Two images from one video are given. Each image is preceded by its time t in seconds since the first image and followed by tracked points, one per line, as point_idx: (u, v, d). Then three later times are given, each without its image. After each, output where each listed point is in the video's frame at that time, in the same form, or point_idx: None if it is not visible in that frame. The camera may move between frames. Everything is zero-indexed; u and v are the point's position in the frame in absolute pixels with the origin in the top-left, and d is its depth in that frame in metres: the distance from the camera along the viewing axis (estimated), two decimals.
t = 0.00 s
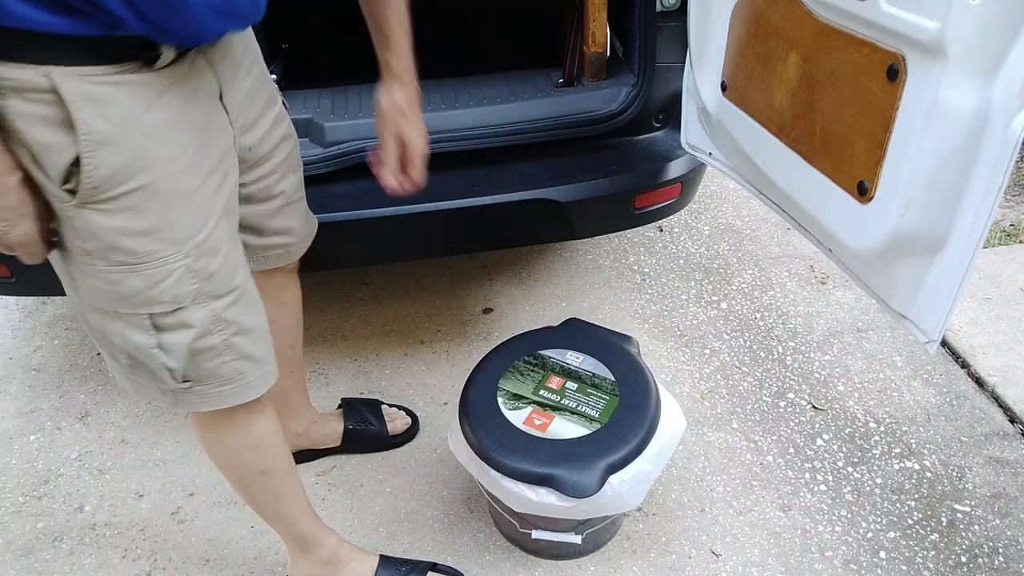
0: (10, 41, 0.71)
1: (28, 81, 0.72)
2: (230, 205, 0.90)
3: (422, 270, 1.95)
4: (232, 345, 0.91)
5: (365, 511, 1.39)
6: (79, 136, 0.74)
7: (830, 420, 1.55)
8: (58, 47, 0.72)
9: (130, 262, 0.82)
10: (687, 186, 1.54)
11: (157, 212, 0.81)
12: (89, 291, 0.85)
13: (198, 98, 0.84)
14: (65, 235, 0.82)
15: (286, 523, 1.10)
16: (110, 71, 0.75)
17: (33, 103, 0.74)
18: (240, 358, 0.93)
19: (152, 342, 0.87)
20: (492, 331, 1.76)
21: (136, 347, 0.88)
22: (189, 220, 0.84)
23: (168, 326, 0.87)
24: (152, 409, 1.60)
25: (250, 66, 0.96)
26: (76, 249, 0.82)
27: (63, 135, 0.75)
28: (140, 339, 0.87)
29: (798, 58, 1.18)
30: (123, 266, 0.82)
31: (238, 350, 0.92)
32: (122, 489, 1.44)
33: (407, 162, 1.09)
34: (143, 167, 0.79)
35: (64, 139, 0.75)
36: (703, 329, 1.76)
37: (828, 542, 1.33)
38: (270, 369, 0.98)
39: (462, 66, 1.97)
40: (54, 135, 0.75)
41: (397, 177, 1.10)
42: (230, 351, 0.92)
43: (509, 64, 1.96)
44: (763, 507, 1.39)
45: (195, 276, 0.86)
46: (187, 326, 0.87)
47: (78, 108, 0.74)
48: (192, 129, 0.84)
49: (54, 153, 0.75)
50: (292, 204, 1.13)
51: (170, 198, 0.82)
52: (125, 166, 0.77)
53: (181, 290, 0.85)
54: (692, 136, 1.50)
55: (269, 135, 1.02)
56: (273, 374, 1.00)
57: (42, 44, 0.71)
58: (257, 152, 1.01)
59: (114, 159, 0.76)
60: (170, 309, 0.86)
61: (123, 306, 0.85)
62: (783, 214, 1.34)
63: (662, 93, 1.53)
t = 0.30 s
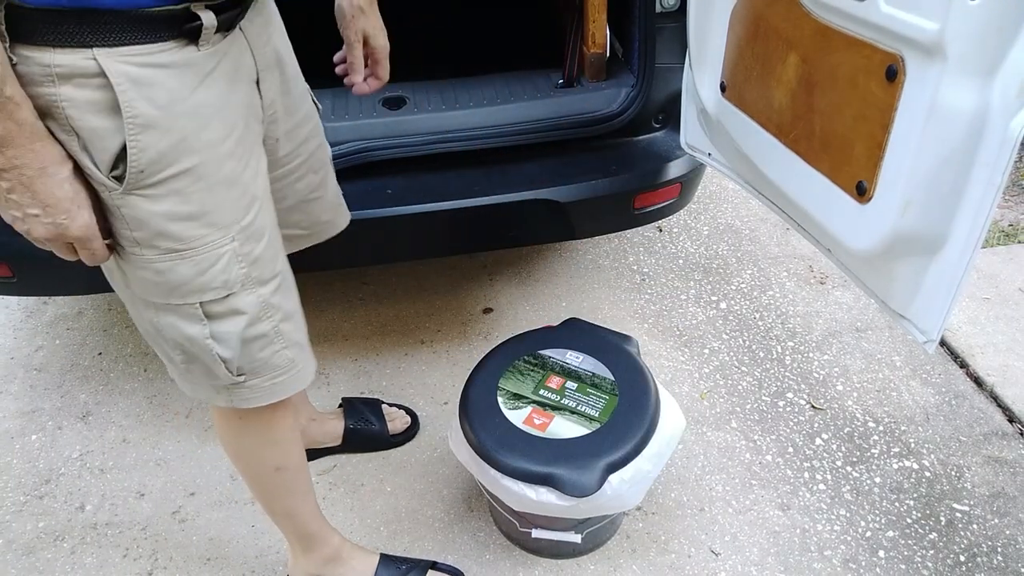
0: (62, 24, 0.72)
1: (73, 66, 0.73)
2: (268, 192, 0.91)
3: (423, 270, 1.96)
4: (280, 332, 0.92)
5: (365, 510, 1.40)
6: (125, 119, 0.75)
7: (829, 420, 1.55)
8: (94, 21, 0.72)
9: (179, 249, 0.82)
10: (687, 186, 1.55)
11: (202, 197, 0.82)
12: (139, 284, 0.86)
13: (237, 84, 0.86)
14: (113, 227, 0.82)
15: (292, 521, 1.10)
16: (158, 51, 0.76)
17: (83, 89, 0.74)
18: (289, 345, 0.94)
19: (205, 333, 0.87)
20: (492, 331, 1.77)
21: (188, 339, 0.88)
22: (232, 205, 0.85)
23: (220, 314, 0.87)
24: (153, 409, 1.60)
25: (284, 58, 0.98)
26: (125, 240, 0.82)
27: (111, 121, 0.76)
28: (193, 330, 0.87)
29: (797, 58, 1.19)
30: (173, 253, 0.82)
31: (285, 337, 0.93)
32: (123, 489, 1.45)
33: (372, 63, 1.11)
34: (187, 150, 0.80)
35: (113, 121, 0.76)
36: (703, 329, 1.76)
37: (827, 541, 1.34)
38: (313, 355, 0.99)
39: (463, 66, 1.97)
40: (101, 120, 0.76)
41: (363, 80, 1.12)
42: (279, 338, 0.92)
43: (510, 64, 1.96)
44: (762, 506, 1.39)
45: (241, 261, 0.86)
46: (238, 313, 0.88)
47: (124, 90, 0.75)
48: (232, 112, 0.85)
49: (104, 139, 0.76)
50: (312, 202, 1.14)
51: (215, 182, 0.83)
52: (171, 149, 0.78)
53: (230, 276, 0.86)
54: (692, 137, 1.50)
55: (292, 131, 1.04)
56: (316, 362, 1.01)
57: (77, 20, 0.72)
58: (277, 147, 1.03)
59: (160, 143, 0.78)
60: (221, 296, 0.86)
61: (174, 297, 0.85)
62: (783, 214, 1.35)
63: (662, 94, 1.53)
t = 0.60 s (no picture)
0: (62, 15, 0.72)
1: (74, 58, 0.73)
2: (272, 181, 0.91)
3: (423, 269, 1.96)
4: (285, 320, 0.92)
5: (365, 511, 1.40)
6: (123, 109, 0.75)
7: (829, 420, 1.55)
8: (95, 13, 0.72)
9: (181, 238, 0.82)
10: (687, 186, 1.54)
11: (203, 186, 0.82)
12: (145, 275, 0.86)
13: (238, 74, 0.86)
14: (117, 218, 0.82)
15: (294, 518, 1.10)
16: (157, 41, 0.76)
17: (86, 80, 0.74)
18: (295, 334, 0.93)
19: (210, 321, 0.87)
20: (492, 331, 1.77)
21: (194, 329, 0.88)
22: (233, 193, 0.85)
23: (224, 303, 0.87)
24: (153, 409, 1.60)
25: (288, 50, 0.98)
26: (128, 231, 0.83)
27: (113, 111, 0.76)
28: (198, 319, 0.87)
29: (797, 57, 1.18)
30: (175, 243, 0.82)
31: (291, 326, 0.93)
32: (123, 489, 1.44)
33: (384, 55, 1.16)
34: (188, 140, 0.80)
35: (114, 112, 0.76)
36: (703, 329, 1.76)
37: (828, 542, 1.34)
38: (320, 342, 0.99)
39: (463, 65, 1.97)
40: (103, 111, 0.76)
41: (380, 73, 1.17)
42: (284, 326, 0.92)
43: (510, 64, 1.96)
44: (763, 507, 1.39)
45: (244, 250, 0.86)
46: (242, 301, 0.88)
47: (124, 81, 0.75)
48: (233, 102, 0.85)
49: (107, 129, 0.76)
50: (314, 198, 1.14)
51: (216, 171, 0.83)
52: (170, 139, 0.78)
53: (233, 264, 0.86)
54: (692, 137, 1.50)
55: (293, 125, 1.03)
56: (324, 350, 1.00)
57: (78, 12, 0.72)
58: (275, 139, 1.02)
59: (160, 132, 0.77)
60: (225, 285, 0.86)
61: (177, 287, 0.85)
62: (783, 214, 1.34)
63: (662, 94, 1.53)
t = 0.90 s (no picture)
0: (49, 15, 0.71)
1: (61, 58, 0.73)
2: (262, 181, 0.91)
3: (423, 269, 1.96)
4: (278, 319, 0.92)
5: (365, 511, 1.40)
6: (113, 110, 0.75)
7: (829, 420, 1.55)
8: (81, 14, 0.72)
9: (172, 237, 0.83)
10: (688, 185, 1.54)
11: (194, 185, 0.82)
12: (136, 276, 0.86)
13: (226, 75, 0.86)
14: (106, 219, 0.82)
15: (294, 516, 1.10)
16: (145, 41, 0.76)
17: (73, 80, 0.74)
18: (288, 333, 0.93)
19: (203, 321, 0.87)
20: (492, 331, 1.77)
21: (187, 329, 0.88)
22: (225, 193, 0.85)
23: (216, 302, 0.87)
24: (153, 409, 1.60)
25: (275, 49, 0.97)
26: (118, 231, 0.83)
27: (101, 112, 0.76)
28: (191, 319, 0.87)
29: (797, 57, 1.18)
30: (166, 242, 0.83)
31: (284, 325, 0.93)
32: (123, 489, 1.44)
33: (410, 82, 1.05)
34: (177, 140, 0.80)
35: (103, 112, 0.76)
36: (703, 329, 1.76)
37: (828, 542, 1.34)
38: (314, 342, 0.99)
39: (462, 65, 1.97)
40: (91, 111, 0.76)
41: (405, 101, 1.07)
42: (277, 326, 0.92)
43: (509, 64, 1.96)
44: (763, 507, 1.39)
45: (236, 249, 0.86)
46: (234, 301, 0.88)
47: (112, 82, 0.75)
48: (222, 101, 0.85)
49: (96, 129, 0.76)
50: (305, 197, 1.14)
51: (207, 170, 0.83)
52: (160, 139, 0.78)
53: (225, 264, 0.86)
54: (692, 137, 1.50)
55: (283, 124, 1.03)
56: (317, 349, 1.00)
57: (64, 13, 0.71)
58: (268, 138, 1.02)
59: (150, 132, 0.78)
60: (217, 285, 0.86)
61: (169, 288, 0.85)
62: (783, 214, 1.34)
63: (662, 94, 1.53)
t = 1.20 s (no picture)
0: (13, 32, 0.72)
1: (24, 76, 0.73)
2: (233, 196, 0.91)
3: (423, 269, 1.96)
4: (247, 335, 0.92)
5: (365, 511, 1.40)
6: (76, 128, 0.74)
7: (829, 420, 1.55)
8: (42, 36, 0.72)
9: (138, 254, 0.82)
10: (687, 186, 1.54)
11: (161, 204, 0.81)
12: (100, 287, 0.86)
13: (196, 93, 0.85)
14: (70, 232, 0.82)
15: (290, 521, 1.10)
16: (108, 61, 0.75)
17: (34, 99, 0.74)
18: (256, 348, 0.93)
19: (167, 334, 0.88)
20: (492, 331, 1.77)
21: (151, 339, 0.88)
22: (193, 211, 0.84)
23: (181, 317, 0.87)
24: (152, 409, 1.60)
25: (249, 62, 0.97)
26: (82, 245, 0.82)
27: (63, 130, 0.75)
28: (154, 331, 0.87)
29: (798, 57, 1.18)
30: (130, 259, 0.82)
31: (252, 340, 0.92)
32: (122, 489, 1.44)
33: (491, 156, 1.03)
34: (143, 159, 0.79)
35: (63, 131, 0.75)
36: (703, 329, 1.76)
37: (828, 542, 1.34)
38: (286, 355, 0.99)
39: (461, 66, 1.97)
40: (52, 130, 0.75)
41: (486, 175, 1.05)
42: (245, 341, 0.92)
43: (509, 65, 1.96)
44: (763, 507, 1.39)
45: (202, 267, 0.86)
46: (200, 317, 0.88)
47: (74, 101, 0.74)
48: (192, 120, 0.84)
49: (57, 147, 0.75)
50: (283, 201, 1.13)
51: (174, 189, 0.82)
52: (126, 158, 0.78)
53: (190, 281, 0.85)
54: (692, 137, 1.50)
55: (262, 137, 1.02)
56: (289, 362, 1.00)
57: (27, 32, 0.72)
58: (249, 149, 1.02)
59: (115, 151, 0.77)
60: (181, 301, 0.86)
61: (134, 301, 0.85)
62: (783, 214, 1.34)
63: (662, 94, 1.53)
